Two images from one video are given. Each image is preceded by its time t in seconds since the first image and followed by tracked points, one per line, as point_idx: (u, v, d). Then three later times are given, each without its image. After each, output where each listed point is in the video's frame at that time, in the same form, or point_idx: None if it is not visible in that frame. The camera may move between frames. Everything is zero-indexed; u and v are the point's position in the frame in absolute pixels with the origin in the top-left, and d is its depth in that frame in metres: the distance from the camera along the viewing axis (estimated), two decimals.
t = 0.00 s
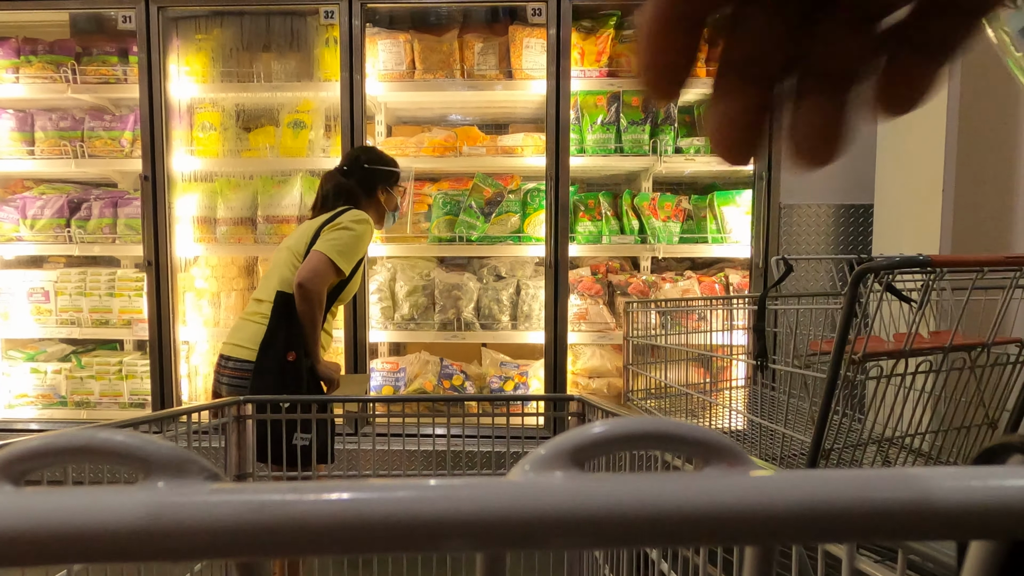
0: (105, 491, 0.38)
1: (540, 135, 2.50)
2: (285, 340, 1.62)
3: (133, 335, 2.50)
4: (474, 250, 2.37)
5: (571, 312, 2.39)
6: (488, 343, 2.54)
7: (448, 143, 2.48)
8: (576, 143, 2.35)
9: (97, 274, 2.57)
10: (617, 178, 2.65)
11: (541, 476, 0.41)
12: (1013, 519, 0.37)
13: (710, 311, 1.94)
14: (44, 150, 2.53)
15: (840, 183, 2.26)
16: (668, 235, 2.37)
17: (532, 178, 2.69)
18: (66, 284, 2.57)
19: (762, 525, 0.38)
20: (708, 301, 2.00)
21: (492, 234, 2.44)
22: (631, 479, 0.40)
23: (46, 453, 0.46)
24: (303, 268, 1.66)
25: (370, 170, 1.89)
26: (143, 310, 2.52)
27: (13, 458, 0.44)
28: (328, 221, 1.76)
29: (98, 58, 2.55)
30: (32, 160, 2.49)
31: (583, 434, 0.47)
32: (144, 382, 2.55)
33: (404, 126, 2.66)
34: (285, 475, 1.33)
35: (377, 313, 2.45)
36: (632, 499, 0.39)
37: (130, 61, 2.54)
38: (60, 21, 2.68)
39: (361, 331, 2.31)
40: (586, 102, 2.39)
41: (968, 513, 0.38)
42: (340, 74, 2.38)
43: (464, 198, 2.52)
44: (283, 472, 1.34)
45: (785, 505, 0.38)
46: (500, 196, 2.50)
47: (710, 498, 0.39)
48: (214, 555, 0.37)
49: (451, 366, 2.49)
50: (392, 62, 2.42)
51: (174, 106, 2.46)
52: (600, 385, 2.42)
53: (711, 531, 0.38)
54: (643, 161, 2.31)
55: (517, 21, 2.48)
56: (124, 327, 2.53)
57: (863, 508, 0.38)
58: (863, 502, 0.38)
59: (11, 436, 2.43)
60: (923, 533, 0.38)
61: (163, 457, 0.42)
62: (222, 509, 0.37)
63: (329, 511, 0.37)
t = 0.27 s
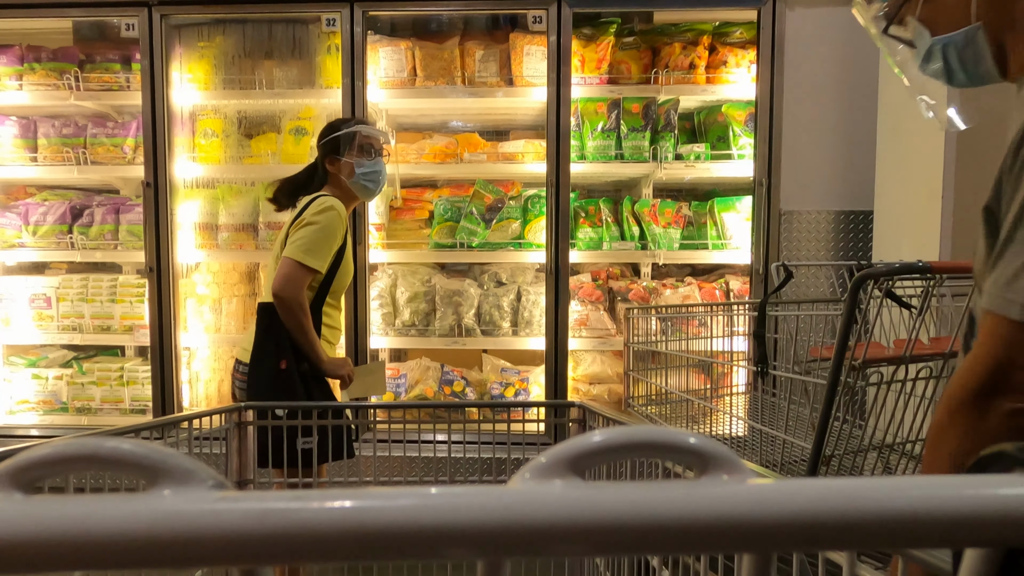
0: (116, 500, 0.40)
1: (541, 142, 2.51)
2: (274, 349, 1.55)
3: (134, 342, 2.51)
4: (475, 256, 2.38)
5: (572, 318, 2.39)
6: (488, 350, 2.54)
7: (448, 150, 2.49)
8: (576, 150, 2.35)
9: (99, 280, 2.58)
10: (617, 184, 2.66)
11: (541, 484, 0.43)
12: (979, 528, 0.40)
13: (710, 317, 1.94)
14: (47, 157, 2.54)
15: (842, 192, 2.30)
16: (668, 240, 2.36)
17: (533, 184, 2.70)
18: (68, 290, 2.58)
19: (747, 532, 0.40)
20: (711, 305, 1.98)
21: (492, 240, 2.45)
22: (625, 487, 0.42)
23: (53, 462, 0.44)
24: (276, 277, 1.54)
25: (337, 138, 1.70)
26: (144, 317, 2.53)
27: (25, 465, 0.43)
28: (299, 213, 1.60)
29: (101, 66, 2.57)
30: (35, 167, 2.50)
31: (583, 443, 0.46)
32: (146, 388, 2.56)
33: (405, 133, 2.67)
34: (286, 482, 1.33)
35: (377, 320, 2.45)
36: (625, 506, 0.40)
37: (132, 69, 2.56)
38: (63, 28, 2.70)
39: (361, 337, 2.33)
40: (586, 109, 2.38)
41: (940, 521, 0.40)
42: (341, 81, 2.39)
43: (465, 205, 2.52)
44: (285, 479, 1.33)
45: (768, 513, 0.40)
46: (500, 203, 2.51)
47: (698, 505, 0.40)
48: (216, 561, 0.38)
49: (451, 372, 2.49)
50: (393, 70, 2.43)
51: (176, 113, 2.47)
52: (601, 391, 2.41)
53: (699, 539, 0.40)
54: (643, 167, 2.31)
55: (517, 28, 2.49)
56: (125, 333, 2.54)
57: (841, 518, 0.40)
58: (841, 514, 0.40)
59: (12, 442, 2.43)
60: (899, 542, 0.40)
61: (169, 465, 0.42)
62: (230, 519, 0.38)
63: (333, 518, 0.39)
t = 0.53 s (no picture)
0: (120, 502, 0.36)
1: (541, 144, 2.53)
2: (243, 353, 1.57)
3: (137, 343, 2.53)
4: (476, 258, 2.39)
5: (573, 320, 2.41)
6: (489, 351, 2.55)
7: (449, 152, 2.50)
8: (577, 152, 2.37)
9: (102, 282, 2.59)
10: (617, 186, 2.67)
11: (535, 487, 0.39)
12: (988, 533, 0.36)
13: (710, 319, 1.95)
14: (51, 159, 2.56)
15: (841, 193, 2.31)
16: (668, 243, 2.38)
17: (533, 186, 2.71)
18: (72, 292, 2.60)
19: (754, 534, 0.37)
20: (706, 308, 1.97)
21: (493, 242, 2.46)
22: (624, 489, 0.38)
23: (58, 465, 0.41)
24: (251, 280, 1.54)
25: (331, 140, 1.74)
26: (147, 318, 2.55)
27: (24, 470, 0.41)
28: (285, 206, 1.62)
29: (105, 69, 2.59)
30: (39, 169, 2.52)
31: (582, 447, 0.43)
32: (149, 389, 2.58)
33: (407, 135, 2.68)
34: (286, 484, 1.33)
35: (378, 321, 2.46)
36: (625, 508, 0.37)
37: (136, 72, 2.58)
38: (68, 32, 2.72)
39: (362, 339, 2.35)
40: (587, 112, 2.41)
41: (950, 526, 0.36)
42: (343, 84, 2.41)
43: (465, 207, 2.55)
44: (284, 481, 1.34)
45: (775, 516, 0.37)
46: (500, 206, 2.52)
47: (704, 508, 0.37)
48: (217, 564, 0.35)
49: (452, 373, 2.51)
50: (395, 73, 2.45)
51: (180, 116, 2.50)
52: (600, 392, 2.43)
53: (704, 544, 0.37)
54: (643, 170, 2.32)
55: (518, 32, 2.51)
56: (128, 334, 2.56)
57: (845, 523, 0.37)
58: (847, 519, 0.37)
59: (16, 443, 2.44)
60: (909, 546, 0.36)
61: (175, 467, 0.39)
62: (235, 520, 0.35)
63: (336, 521, 0.35)
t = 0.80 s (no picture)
0: (124, 503, 0.38)
1: (541, 146, 2.57)
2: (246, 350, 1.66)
3: (144, 342, 2.57)
4: (478, 259, 2.45)
5: (572, 318, 2.45)
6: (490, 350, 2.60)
7: (451, 154, 2.55)
8: (576, 154, 2.41)
9: (110, 281, 2.64)
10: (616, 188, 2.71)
11: (540, 487, 0.41)
12: (975, 533, 0.38)
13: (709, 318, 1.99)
14: (60, 161, 2.61)
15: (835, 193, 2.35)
16: (666, 243, 2.41)
17: (533, 188, 2.74)
18: (80, 291, 2.64)
19: (747, 536, 0.39)
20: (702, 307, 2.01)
21: (494, 243, 2.50)
22: (626, 490, 0.40)
23: (57, 464, 0.42)
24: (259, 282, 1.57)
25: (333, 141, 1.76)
26: (154, 317, 2.59)
27: (27, 467, 0.42)
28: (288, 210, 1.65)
29: (113, 72, 2.63)
30: (49, 171, 2.56)
31: (585, 446, 0.44)
32: (156, 387, 2.62)
33: (409, 137, 2.72)
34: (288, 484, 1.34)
35: (381, 320, 2.51)
36: (626, 510, 0.39)
37: (144, 75, 2.62)
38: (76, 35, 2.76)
39: (365, 336, 2.40)
40: (586, 115, 2.45)
41: (938, 527, 0.38)
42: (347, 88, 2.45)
43: (467, 207, 2.58)
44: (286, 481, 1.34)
45: (768, 519, 0.39)
46: (501, 206, 2.57)
47: (702, 510, 0.39)
48: (225, 563, 0.37)
49: (454, 371, 2.54)
50: (398, 76, 2.50)
51: (186, 119, 2.55)
52: (600, 390, 2.47)
53: (700, 544, 0.39)
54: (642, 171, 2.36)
55: (518, 36, 2.55)
56: (136, 333, 2.61)
57: (835, 524, 0.38)
58: (838, 520, 0.38)
59: (25, 440, 2.49)
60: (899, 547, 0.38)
61: (175, 466, 0.41)
62: (237, 520, 0.37)
63: (339, 522, 0.37)
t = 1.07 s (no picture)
0: (128, 506, 0.39)
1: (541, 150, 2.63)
2: (271, 349, 1.66)
3: (154, 341, 2.64)
4: (480, 261, 2.51)
5: (571, 319, 2.50)
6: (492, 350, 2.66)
7: (454, 158, 2.60)
8: (575, 159, 2.47)
9: (121, 282, 2.70)
10: (615, 191, 2.77)
11: (541, 490, 0.41)
12: (982, 537, 0.38)
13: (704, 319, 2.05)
14: (72, 166, 2.68)
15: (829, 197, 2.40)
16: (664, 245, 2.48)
17: (534, 191, 2.80)
18: (91, 292, 2.71)
19: (753, 541, 0.38)
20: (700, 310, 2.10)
21: (495, 245, 2.56)
22: (627, 494, 0.40)
23: (64, 467, 0.43)
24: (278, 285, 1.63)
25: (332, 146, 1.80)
26: (163, 317, 2.66)
27: (31, 473, 0.42)
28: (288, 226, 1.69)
29: (124, 79, 2.71)
30: (61, 176, 2.64)
31: (585, 450, 0.44)
32: (165, 385, 2.68)
33: (412, 142, 2.78)
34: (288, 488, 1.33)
35: (385, 321, 2.57)
36: (627, 513, 0.39)
37: (154, 82, 2.70)
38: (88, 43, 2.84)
39: (369, 337, 2.46)
40: (585, 120, 2.51)
41: (949, 531, 0.38)
42: (352, 94, 2.52)
43: (469, 210, 2.64)
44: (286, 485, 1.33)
45: (774, 524, 0.39)
46: (502, 209, 2.62)
47: (706, 513, 0.39)
48: (224, 566, 0.37)
49: (456, 370, 2.60)
50: (401, 82, 2.56)
51: (196, 124, 2.60)
52: (598, 389, 2.52)
53: (704, 549, 0.39)
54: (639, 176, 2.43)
55: (519, 43, 2.62)
56: (145, 333, 2.67)
57: (846, 528, 0.38)
58: (849, 524, 0.38)
59: (36, 437, 2.54)
60: (905, 549, 0.38)
61: (180, 470, 0.41)
62: (233, 524, 0.37)
63: (337, 525, 0.37)
